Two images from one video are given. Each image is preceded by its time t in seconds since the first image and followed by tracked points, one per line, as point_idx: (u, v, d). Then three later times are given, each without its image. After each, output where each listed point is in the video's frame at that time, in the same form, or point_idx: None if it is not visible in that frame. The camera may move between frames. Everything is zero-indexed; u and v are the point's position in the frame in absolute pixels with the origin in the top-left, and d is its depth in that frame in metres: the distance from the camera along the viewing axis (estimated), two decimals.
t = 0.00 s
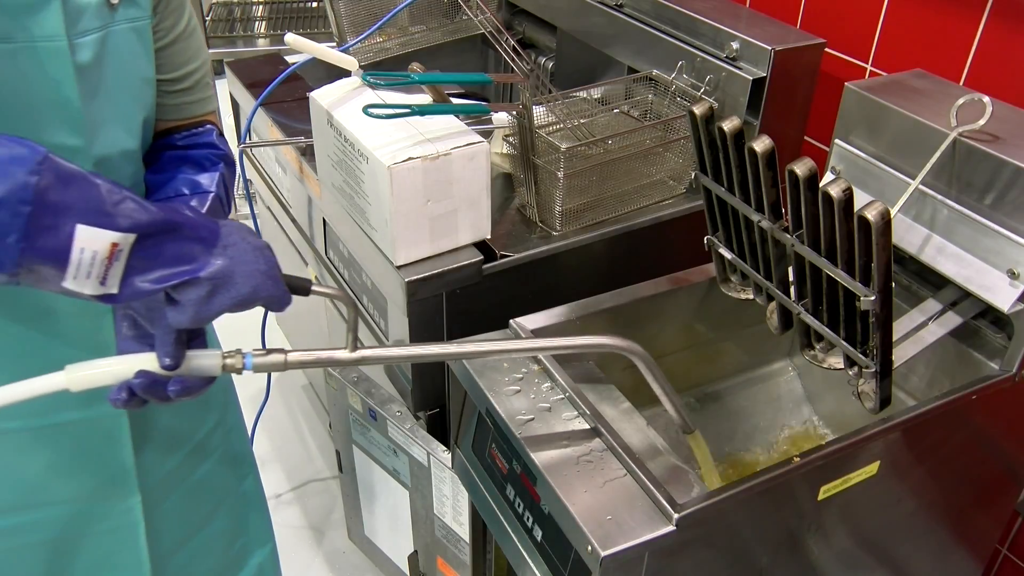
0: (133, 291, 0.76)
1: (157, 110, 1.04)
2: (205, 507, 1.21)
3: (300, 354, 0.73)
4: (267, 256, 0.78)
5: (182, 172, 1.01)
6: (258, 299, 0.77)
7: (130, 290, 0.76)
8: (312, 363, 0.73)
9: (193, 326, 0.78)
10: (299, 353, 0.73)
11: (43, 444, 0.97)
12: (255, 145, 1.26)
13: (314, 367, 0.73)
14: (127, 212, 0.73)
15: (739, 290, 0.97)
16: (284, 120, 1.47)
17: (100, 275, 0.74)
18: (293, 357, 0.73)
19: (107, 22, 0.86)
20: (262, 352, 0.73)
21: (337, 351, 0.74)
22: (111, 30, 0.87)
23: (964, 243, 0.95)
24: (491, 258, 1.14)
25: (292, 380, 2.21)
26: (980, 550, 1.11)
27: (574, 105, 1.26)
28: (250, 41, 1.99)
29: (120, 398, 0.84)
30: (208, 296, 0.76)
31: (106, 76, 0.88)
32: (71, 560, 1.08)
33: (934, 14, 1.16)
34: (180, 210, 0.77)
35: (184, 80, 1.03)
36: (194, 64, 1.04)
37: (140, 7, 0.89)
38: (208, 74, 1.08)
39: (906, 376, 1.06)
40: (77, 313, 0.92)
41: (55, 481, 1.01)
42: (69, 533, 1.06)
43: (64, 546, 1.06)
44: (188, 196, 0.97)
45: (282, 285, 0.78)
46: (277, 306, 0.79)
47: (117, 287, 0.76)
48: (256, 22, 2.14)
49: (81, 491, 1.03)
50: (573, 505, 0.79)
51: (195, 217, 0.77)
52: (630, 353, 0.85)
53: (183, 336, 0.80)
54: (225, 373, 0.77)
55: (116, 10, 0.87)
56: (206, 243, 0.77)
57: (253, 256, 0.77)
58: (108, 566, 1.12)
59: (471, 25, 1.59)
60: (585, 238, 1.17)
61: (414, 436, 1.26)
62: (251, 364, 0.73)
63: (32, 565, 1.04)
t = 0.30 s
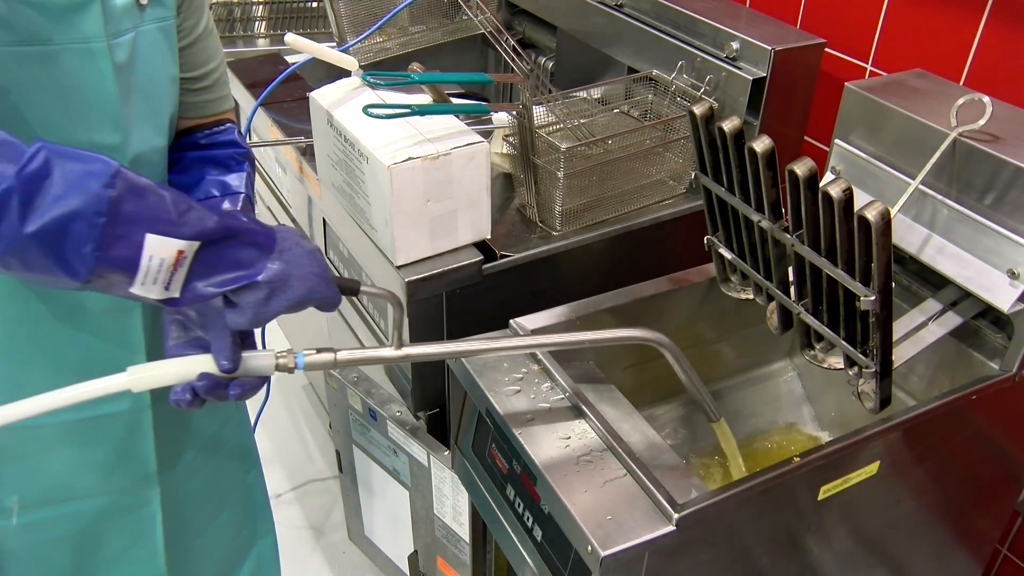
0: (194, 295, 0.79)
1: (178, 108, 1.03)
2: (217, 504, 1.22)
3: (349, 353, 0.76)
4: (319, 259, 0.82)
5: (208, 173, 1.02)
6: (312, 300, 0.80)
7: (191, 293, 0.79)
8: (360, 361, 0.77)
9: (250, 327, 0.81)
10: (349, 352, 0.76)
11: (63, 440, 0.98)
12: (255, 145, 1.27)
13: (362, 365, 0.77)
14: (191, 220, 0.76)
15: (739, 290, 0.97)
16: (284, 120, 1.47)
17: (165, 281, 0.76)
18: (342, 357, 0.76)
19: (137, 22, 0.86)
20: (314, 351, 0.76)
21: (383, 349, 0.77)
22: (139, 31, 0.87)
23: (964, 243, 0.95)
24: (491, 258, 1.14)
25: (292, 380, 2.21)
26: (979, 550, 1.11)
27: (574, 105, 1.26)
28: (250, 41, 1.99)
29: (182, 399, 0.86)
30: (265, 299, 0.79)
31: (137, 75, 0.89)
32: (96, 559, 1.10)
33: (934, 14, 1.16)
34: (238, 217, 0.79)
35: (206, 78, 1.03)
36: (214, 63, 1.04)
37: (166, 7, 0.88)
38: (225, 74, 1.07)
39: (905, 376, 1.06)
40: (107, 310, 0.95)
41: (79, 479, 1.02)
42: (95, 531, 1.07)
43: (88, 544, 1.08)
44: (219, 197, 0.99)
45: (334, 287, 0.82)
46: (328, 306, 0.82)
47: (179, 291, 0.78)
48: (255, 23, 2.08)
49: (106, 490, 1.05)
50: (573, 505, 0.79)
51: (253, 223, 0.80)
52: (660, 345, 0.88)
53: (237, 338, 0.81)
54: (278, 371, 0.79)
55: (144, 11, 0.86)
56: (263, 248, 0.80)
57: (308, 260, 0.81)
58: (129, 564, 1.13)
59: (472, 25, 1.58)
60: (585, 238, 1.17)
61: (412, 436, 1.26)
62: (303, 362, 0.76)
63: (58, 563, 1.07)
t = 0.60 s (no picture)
0: (242, 293, 0.79)
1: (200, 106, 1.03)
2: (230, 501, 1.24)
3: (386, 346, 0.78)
4: (360, 256, 0.81)
5: (232, 172, 1.01)
6: (356, 297, 0.80)
7: (239, 291, 0.79)
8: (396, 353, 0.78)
9: (295, 322, 0.81)
10: (385, 345, 0.77)
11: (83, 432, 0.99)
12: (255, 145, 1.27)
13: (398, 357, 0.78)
14: (241, 221, 0.75)
15: (740, 290, 0.97)
16: (284, 120, 1.47)
17: (215, 280, 0.77)
18: (378, 350, 0.78)
19: (160, 21, 0.87)
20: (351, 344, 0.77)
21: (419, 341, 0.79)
22: (163, 29, 0.88)
23: (964, 242, 0.95)
24: (491, 258, 1.13)
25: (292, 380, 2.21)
26: (979, 549, 1.11)
27: (574, 105, 1.26)
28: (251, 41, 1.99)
29: (229, 392, 0.81)
30: (311, 295, 0.79)
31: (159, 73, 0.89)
32: (120, 552, 1.11)
33: (933, 14, 1.16)
34: (285, 216, 0.79)
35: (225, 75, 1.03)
36: (232, 60, 1.04)
37: (189, 6, 0.90)
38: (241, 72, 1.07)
39: (906, 376, 1.06)
40: (123, 306, 0.95)
41: (100, 472, 1.03)
42: (113, 526, 1.08)
43: (110, 536, 1.08)
44: (244, 195, 0.98)
45: (377, 285, 0.82)
46: (369, 302, 0.82)
47: (227, 290, 0.79)
48: (255, 22, 2.01)
49: (129, 483, 1.06)
50: (573, 505, 0.79)
51: (298, 221, 0.79)
52: (680, 334, 0.89)
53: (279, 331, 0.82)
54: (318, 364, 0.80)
55: (167, 9, 0.87)
56: (308, 246, 0.79)
57: (350, 257, 0.80)
58: (147, 557, 1.14)
59: (472, 25, 1.58)
60: (586, 238, 1.17)
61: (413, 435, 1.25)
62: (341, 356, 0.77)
63: (82, 555, 1.07)
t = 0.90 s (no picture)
0: (278, 288, 0.81)
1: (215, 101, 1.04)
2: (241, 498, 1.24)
3: (413, 337, 0.81)
4: (389, 249, 0.84)
5: (249, 166, 1.04)
6: (386, 290, 0.83)
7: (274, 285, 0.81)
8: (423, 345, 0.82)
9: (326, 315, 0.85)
10: (413, 335, 0.81)
11: (109, 431, 0.99)
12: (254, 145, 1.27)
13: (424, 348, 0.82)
14: (278, 219, 0.76)
15: (740, 290, 0.97)
16: (284, 120, 1.47)
17: (253, 276, 0.78)
18: (406, 339, 0.81)
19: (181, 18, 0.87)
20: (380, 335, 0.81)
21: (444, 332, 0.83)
22: (183, 25, 0.88)
23: (964, 242, 0.95)
24: (491, 258, 1.13)
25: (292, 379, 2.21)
26: (979, 549, 1.11)
27: (574, 105, 1.26)
28: (252, 41, 1.99)
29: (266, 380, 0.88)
30: (344, 290, 0.82)
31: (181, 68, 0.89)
32: (131, 552, 1.11)
33: (933, 15, 1.16)
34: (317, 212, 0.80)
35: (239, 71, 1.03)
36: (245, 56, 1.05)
37: (205, 2, 0.90)
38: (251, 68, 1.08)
39: (906, 376, 1.06)
40: (130, 305, 0.95)
41: (122, 469, 1.03)
42: (120, 527, 1.07)
43: (129, 534, 1.09)
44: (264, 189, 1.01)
45: (405, 277, 0.85)
46: (397, 294, 0.85)
47: (263, 284, 0.81)
48: (256, 22, 1.99)
49: (137, 483, 1.05)
50: (573, 505, 0.79)
51: (331, 217, 0.81)
52: (697, 321, 0.93)
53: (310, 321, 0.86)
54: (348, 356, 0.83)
55: (186, 7, 0.87)
56: (340, 241, 0.82)
57: (381, 250, 0.83)
58: (164, 554, 1.14)
59: (472, 25, 1.58)
60: (586, 238, 1.17)
61: (413, 435, 1.25)
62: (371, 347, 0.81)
63: (101, 553, 1.08)
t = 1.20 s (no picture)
0: (292, 288, 0.81)
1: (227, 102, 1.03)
2: (247, 497, 1.25)
3: (426, 339, 0.82)
4: (400, 249, 0.84)
5: (260, 169, 1.05)
6: (398, 289, 0.84)
7: (288, 285, 0.81)
8: (436, 345, 0.83)
9: (340, 315, 0.85)
10: (426, 338, 0.82)
11: (117, 429, 0.99)
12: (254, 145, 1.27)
13: (437, 348, 0.83)
14: (292, 219, 0.76)
15: (740, 290, 0.97)
16: (284, 120, 1.47)
17: (267, 276, 0.79)
18: (420, 342, 0.82)
19: (194, 20, 0.87)
20: (393, 337, 0.82)
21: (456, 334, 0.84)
22: (195, 27, 0.88)
23: (964, 243, 0.95)
24: (491, 258, 1.13)
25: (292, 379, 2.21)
26: (979, 550, 1.11)
27: (574, 105, 1.26)
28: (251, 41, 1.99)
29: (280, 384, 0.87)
30: (357, 289, 0.82)
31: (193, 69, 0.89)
32: (136, 554, 1.11)
33: (934, 15, 1.16)
34: (330, 213, 0.80)
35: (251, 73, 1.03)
36: (256, 58, 1.04)
37: (218, 3, 0.90)
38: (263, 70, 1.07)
39: (906, 376, 1.06)
40: (136, 309, 0.94)
41: (130, 467, 1.02)
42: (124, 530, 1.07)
43: (136, 533, 1.08)
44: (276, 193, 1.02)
45: (417, 276, 0.85)
46: (410, 293, 0.86)
47: (278, 285, 0.81)
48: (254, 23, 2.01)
49: (139, 485, 1.05)
50: (573, 505, 0.79)
51: (344, 218, 0.81)
52: (706, 319, 0.93)
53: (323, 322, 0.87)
54: (361, 357, 0.84)
55: (200, 8, 0.87)
56: (353, 241, 0.82)
57: (393, 250, 0.83)
58: (170, 552, 1.13)
59: (472, 25, 1.58)
60: (586, 238, 1.17)
61: (414, 435, 1.25)
62: (385, 349, 0.82)
63: (109, 551, 1.07)
